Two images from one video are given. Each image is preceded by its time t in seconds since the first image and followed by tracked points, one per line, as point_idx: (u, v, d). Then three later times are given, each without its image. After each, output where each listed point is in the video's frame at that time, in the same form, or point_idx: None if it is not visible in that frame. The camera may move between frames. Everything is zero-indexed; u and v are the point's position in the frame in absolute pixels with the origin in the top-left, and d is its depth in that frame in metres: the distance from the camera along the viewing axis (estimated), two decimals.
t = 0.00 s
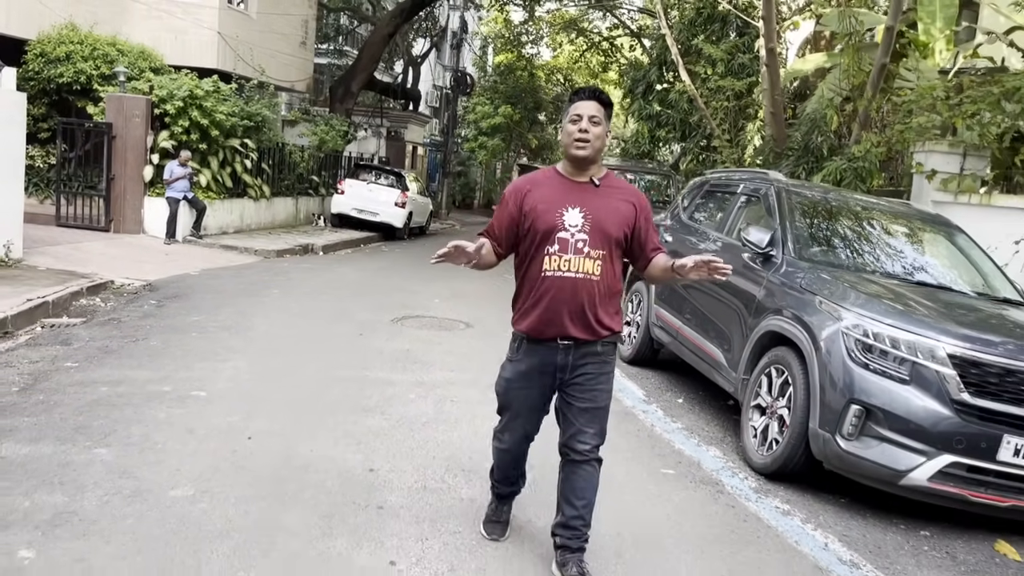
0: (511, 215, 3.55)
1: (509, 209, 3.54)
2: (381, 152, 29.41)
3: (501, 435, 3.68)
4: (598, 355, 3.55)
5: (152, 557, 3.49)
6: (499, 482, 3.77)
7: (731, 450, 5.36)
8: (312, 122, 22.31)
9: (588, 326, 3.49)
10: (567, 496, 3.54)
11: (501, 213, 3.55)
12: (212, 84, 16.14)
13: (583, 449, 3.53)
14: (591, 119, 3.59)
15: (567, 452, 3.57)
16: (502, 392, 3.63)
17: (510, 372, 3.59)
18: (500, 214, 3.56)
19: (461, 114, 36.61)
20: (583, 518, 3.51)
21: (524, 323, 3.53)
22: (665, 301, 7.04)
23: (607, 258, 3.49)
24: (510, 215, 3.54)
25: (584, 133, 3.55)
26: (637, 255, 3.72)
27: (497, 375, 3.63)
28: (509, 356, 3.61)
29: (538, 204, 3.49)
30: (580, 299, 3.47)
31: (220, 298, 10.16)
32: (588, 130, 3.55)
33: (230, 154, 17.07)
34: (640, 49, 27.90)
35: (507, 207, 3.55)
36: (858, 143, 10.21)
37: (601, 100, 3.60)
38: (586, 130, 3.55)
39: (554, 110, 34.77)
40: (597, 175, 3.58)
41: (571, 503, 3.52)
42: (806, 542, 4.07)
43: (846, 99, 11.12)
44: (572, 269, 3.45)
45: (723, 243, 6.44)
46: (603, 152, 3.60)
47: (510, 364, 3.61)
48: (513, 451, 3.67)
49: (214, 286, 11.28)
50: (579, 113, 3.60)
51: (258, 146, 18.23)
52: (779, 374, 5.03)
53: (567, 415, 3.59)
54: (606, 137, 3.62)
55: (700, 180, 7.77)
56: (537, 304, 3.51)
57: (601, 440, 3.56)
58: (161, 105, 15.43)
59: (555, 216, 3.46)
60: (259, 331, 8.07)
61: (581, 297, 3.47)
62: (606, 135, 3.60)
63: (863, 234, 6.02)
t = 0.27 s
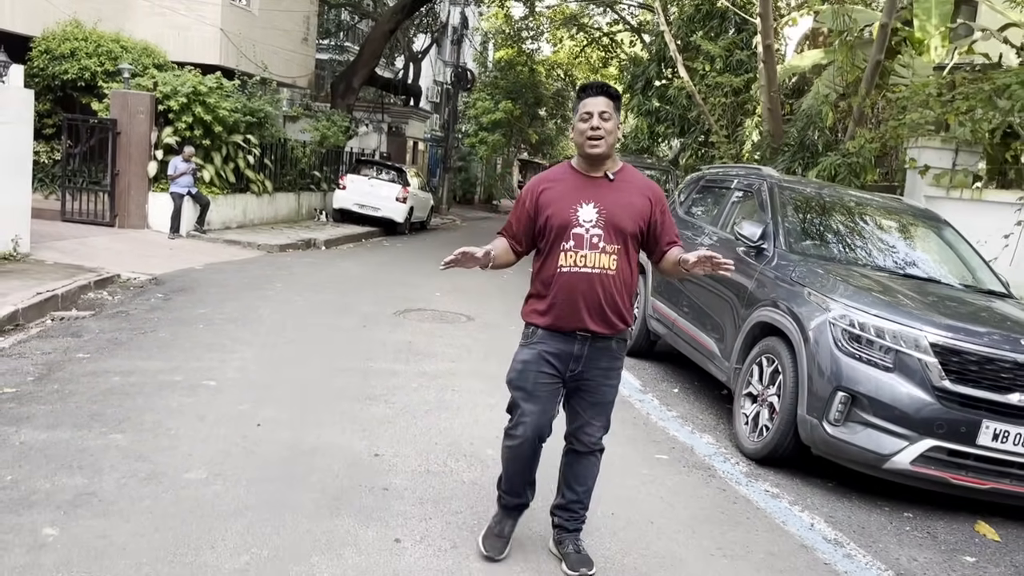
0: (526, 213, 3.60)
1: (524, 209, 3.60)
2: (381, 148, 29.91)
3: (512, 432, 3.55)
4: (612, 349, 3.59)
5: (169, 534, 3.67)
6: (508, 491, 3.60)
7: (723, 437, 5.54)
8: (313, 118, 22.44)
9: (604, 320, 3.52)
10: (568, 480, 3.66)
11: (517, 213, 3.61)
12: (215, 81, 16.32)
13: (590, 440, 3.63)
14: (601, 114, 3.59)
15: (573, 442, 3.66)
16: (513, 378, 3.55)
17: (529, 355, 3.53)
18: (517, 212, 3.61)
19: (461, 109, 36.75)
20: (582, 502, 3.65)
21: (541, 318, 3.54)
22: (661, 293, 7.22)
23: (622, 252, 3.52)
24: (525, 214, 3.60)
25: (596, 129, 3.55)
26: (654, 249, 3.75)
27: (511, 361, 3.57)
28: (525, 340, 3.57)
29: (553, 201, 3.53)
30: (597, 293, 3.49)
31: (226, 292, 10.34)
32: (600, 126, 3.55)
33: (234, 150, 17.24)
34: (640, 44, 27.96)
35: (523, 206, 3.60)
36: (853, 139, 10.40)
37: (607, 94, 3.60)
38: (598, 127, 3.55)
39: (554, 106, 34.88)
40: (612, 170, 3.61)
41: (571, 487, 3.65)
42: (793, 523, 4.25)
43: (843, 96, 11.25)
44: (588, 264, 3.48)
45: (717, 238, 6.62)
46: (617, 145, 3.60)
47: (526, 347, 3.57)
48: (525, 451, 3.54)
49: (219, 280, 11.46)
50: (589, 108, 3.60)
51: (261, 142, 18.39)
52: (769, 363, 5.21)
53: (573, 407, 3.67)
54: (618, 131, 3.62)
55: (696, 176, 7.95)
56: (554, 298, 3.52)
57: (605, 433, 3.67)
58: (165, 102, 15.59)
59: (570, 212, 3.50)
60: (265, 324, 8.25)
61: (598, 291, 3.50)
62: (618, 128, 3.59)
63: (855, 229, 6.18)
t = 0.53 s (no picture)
0: (522, 217, 3.53)
1: (518, 213, 3.53)
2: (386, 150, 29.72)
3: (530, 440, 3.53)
4: (613, 351, 3.64)
5: (184, 515, 3.88)
6: (527, 514, 3.47)
7: (715, 429, 5.74)
8: (318, 120, 22.68)
9: (609, 320, 3.54)
10: (562, 468, 3.80)
11: (512, 217, 3.53)
12: (222, 84, 16.60)
13: (588, 436, 3.73)
14: (585, 121, 3.56)
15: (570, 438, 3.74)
16: (522, 387, 3.55)
17: (537, 365, 3.52)
18: (510, 216, 3.53)
19: (465, 111, 36.99)
20: (576, 488, 3.81)
21: (547, 322, 3.51)
22: (657, 291, 7.42)
23: (622, 252, 3.54)
24: (521, 218, 3.53)
25: (586, 136, 3.52)
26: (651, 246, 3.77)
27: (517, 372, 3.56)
28: (530, 350, 3.55)
29: (550, 204, 3.49)
30: (601, 294, 3.50)
31: (234, 290, 10.56)
32: (589, 132, 3.52)
33: (240, 151, 17.49)
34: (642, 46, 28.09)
35: (518, 210, 3.52)
36: (847, 140, 10.60)
37: (588, 100, 3.57)
38: (586, 134, 3.52)
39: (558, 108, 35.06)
40: (606, 171, 3.59)
41: (566, 475, 3.79)
42: (778, 507, 4.44)
43: (837, 98, 11.45)
44: (592, 266, 3.48)
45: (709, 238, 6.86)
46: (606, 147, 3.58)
47: (531, 356, 3.55)
48: (543, 462, 3.52)
49: (227, 279, 11.70)
50: (573, 119, 3.57)
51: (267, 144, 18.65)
52: (759, 356, 5.40)
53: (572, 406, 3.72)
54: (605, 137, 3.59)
55: (691, 178, 8.16)
56: (559, 302, 3.51)
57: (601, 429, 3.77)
58: (173, 104, 15.87)
59: (569, 215, 3.47)
60: (273, 321, 8.47)
61: (601, 292, 3.51)
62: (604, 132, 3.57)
63: (848, 230, 6.40)
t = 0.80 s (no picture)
0: (506, 208, 3.54)
1: (502, 204, 3.52)
2: (394, 142, 30.12)
3: (529, 436, 3.54)
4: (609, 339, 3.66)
5: (199, 488, 4.09)
6: (531, 506, 3.48)
7: (710, 412, 5.93)
8: (326, 113, 22.85)
9: (605, 305, 3.57)
10: (561, 452, 3.87)
11: (496, 210, 3.53)
12: (232, 77, 16.81)
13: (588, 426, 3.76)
14: (572, 107, 3.58)
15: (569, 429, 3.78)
16: (521, 383, 3.54)
17: (534, 359, 3.52)
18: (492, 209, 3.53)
19: (472, 104, 37.12)
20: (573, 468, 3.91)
21: (544, 313, 3.51)
22: (656, 280, 7.60)
23: (613, 237, 3.57)
24: (506, 210, 3.53)
25: (569, 123, 3.55)
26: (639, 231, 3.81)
27: (516, 366, 3.54)
28: (527, 344, 3.54)
29: (537, 193, 3.49)
30: (596, 280, 3.53)
31: (243, 281, 10.77)
32: (573, 119, 3.56)
33: (249, 144, 17.69)
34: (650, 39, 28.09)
35: (502, 203, 3.52)
36: (848, 132, 10.72)
37: (578, 87, 3.58)
38: (570, 120, 3.55)
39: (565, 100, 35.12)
40: (589, 158, 3.63)
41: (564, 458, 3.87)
42: (765, 484, 4.63)
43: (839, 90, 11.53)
44: (585, 253, 3.50)
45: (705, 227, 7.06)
46: (589, 134, 3.62)
47: (528, 351, 3.54)
48: (542, 456, 3.53)
49: (236, 270, 11.91)
50: (560, 103, 3.57)
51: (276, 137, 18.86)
52: (751, 341, 5.59)
53: (575, 398, 3.72)
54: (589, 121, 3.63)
55: (690, 169, 8.33)
56: (556, 291, 3.51)
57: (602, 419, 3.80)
58: (184, 98, 16.09)
59: (559, 203, 3.48)
60: (281, 310, 8.67)
61: (597, 278, 3.53)
62: (590, 119, 3.60)
63: (846, 221, 6.57)
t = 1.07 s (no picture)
0: (495, 200, 3.62)
1: (491, 194, 3.60)
2: (397, 138, 30.30)
3: (520, 425, 3.69)
4: (601, 326, 3.74)
5: (210, 468, 4.30)
6: (522, 488, 3.66)
7: (701, 399, 6.13)
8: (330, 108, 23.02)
9: (592, 298, 3.66)
10: (582, 449, 3.83)
11: (486, 202, 3.61)
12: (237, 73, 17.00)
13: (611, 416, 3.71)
14: (566, 99, 3.64)
15: (591, 422, 3.74)
16: (510, 376, 3.69)
17: (520, 353, 3.66)
18: (482, 199, 3.61)
19: (475, 99, 37.25)
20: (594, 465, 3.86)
21: (529, 304, 3.63)
22: (651, 272, 7.79)
23: (600, 231, 3.66)
24: (496, 202, 3.62)
25: (563, 113, 3.61)
26: (628, 223, 3.89)
27: (506, 360, 3.69)
28: (513, 338, 3.67)
29: (526, 185, 3.58)
30: (582, 273, 3.62)
31: (248, 274, 10.97)
32: (566, 110, 3.61)
33: (254, 139, 17.89)
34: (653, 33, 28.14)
35: (492, 194, 3.60)
36: (844, 129, 10.87)
37: (573, 79, 3.65)
38: (563, 111, 3.60)
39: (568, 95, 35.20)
40: (578, 152, 3.71)
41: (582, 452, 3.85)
42: (751, 467, 4.83)
43: (835, 88, 11.66)
44: (572, 246, 3.60)
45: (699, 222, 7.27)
46: (581, 126, 3.69)
47: (515, 346, 3.68)
48: (533, 442, 3.70)
49: (242, 263, 12.12)
50: (554, 94, 3.64)
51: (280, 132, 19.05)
52: (740, 331, 5.78)
53: (587, 389, 3.73)
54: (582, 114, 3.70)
55: (685, 165, 8.52)
56: (541, 283, 3.62)
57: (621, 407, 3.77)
58: (190, 93, 16.29)
59: (547, 196, 3.58)
60: (286, 301, 8.87)
61: (583, 271, 3.63)
62: (583, 112, 3.67)
63: (838, 217, 6.76)
